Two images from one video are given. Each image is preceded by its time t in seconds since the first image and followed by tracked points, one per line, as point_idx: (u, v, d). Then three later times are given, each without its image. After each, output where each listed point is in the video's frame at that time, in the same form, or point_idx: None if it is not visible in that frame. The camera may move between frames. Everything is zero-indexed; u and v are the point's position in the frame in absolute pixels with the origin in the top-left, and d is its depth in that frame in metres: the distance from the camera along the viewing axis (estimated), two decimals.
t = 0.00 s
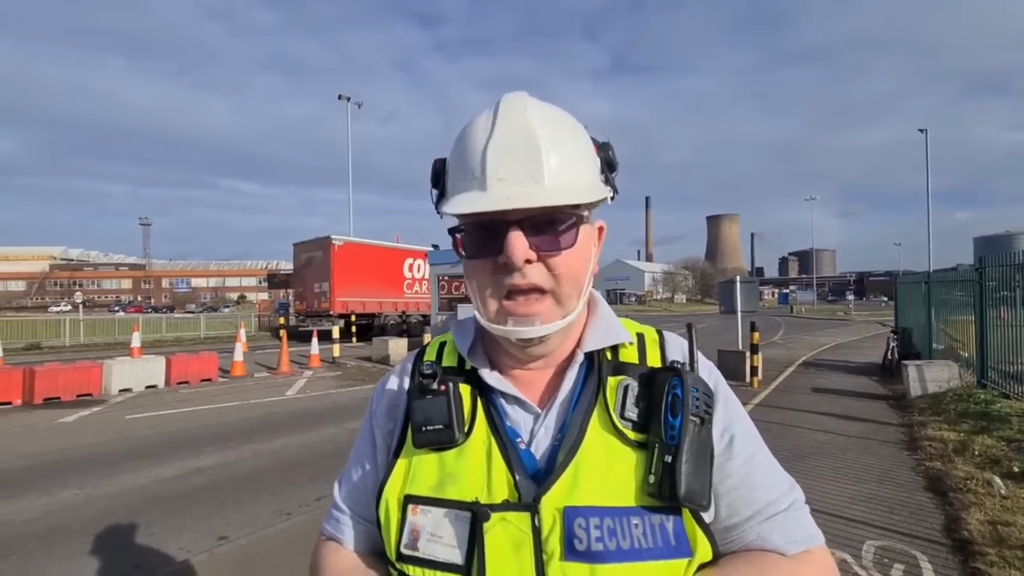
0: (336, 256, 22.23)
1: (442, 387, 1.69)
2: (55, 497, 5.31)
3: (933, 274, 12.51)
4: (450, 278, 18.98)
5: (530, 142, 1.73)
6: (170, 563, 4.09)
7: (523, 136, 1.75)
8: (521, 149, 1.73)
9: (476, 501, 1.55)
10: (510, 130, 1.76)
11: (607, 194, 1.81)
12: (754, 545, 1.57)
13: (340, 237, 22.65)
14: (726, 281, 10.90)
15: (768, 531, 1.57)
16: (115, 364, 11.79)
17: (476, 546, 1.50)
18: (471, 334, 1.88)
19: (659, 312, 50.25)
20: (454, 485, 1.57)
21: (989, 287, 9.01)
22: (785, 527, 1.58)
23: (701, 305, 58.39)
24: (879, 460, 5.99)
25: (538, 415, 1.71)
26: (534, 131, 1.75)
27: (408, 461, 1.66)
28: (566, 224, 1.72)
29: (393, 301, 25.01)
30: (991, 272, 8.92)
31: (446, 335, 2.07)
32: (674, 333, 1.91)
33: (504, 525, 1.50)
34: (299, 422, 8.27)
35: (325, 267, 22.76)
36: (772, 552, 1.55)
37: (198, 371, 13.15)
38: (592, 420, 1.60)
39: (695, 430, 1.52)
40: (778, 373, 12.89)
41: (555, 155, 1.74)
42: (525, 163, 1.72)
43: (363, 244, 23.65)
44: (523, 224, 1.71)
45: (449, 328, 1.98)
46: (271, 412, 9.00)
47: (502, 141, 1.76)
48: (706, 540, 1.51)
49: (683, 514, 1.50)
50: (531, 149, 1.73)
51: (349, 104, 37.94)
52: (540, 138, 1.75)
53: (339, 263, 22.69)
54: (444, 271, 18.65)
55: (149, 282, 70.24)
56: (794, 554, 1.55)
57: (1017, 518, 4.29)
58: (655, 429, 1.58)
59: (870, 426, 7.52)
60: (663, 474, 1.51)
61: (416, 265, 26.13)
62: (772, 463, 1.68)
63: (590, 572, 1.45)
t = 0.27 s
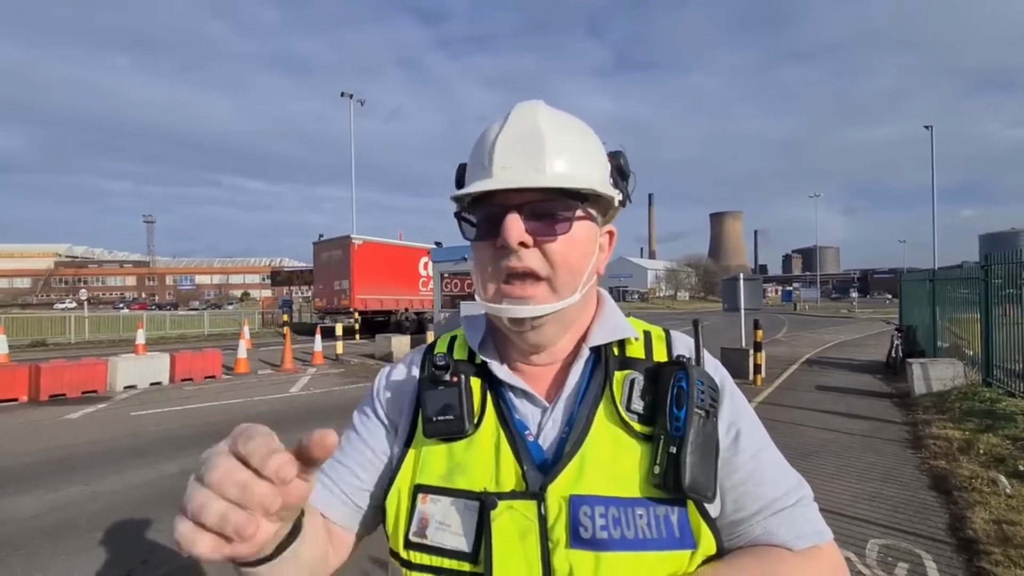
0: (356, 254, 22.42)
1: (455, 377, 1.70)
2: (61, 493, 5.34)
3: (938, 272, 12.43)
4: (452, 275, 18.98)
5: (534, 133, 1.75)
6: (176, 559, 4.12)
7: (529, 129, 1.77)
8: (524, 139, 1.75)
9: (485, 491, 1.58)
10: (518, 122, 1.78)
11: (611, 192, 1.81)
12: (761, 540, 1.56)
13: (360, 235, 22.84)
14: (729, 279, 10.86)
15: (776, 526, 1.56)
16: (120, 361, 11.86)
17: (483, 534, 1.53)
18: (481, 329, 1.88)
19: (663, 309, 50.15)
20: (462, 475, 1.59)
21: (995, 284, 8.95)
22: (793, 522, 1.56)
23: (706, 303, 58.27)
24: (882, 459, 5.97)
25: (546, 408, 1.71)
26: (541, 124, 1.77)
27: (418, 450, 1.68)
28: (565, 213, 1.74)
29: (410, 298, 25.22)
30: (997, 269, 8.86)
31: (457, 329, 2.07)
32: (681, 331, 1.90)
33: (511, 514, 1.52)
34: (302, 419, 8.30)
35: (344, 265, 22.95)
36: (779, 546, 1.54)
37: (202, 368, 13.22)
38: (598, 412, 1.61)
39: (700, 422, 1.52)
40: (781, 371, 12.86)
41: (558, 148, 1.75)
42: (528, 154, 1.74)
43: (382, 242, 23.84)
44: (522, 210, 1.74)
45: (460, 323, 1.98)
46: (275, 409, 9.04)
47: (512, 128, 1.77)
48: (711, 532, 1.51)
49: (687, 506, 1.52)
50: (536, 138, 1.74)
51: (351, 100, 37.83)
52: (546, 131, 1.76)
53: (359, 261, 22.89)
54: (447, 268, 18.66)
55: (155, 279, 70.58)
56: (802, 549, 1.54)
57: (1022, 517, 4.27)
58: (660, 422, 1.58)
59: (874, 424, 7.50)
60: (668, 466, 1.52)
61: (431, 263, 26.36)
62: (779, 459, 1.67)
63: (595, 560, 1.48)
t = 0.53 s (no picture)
0: (376, 255, 22.65)
1: (499, 367, 1.63)
2: (68, 492, 5.37)
3: (941, 271, 12.37)
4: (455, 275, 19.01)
5: (561, 135, 1.77)
6: (183, 558, 4.14)
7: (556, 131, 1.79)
8: (551, 139, 1.77)
9: (515, 484, 1.55)
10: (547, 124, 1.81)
11: (635, 198, 1.82)
12: (776, 544, 1.68)
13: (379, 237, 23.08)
14: (732, 279, 10.83)
15: (790, 532, 1.68)
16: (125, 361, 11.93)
17: (514, 526, 1.50)
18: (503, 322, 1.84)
19: (667, 309, 50.05)
20: (492, 466, 1.56)
21: (1000, 284, 8.90)
22: (805, 528, 1.69)
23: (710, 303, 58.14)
24: (887, 459, 5.95)
25: (572, 407, 1.69)
26: (569, 126, 1.79)
27: (443, 435, 1.61)
28: (588, 213, 1.75)
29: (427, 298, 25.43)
30: (1002, 269, 8.81)
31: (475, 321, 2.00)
32: (700, 341, 1.94)
33: (541, 508, 1.52)
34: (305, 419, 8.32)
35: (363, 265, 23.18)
36: (792, 550, 1.67)
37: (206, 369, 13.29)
38: (628, 414, 1.63)
39: (727, 430, 1.60)
40: (784, 371, 12.82)
41: (582, 149, 1.77)
42: (553, 153, 1.75)
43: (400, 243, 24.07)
44: (545, 206, 1.76)
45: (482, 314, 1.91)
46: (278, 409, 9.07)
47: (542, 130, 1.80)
48: (731, 535, 1.61)
49: (710, 510, 1.60)
50: (563, 139, 1.76)
51: (354, 100, 37.92)
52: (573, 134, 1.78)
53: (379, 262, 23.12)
54: (449, 268, 18.69)
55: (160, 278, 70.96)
56: (814, 554, 1.67)
57: None
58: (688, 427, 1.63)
59: (878, 425, 7.47)
60: (698, 469, 1.59)
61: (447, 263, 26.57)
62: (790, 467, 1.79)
63: (623, 558, 1.53)
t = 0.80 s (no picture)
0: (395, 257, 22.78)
1: (545, 364, 1.63)
2: (73, 493, 5.39)
3: (944, 272, 12.34)
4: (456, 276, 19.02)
5: (598, 142, 1.76)
6: (188, 559, 4.14)
7: (593, 136, 1.79)
8: (589, 145, 1.76)
9: (549, 486, 1.55)
10: (583, 129, 1.80)
11: (671, 204, 1.84)
12: (794, 556, 1.81)
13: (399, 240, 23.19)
14: (734, 280, 10.81)
15: (807, 544, 1.82)
16: (126, 361, 11.96)
17: (549, 528, 1.51)
18: (531, 319, 1.83)
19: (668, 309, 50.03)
20: (525, 464, 1.55)
21: (1002, 285, 8.88)
22: (819, 541, 1.84)
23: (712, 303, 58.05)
24: (890, 461, 5.94)
25: (603, 411, 1.72)
26: (606, 132, 1.79)
27: (474, 429, 1.58)
28: (623, 222, 1.76)
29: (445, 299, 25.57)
30: (1004, 270, 8.79)
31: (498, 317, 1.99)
32: (720, 355, 2.05)
33: (578, 512, 1.53)
34: (307, 419, 8.33)
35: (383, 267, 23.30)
36: (809, 561, 1.81)
37: (207, 369, 13.31)
38: (665, 425, 1.69)
39: (760, 444, 1.72)
40: (786, 372, 12.80)
41: (619, 157, 1.77)
42: (590, 162, 1.75)
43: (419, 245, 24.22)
44: (581, 214, 1.76)
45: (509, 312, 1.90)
46: (279, 409, 9.07)
47: (580, 135, 1.79)
48: (754, 547, 1.72)
49: (734, 524, 1.70)
50: (601, 147, 1.76)
51: (356, 100, 37.88)
52: (610, 140, 1.78)
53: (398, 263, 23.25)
54: (450, 269, 18.73)
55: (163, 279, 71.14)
56: (827, 566, 1.82)
57: None
58: (721, 440, 1.72)
59: (882, 426, 7.45)
60: (732, 482, 1.68)
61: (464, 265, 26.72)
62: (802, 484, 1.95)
63: (659, 567, 1.56)
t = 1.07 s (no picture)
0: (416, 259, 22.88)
1: (557, 375, 1.63)
2: (73, 495, 5.39)
3: (945, 274, 12.33)
4: (456, 277, 19.03)
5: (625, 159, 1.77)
6: (189, 562, 4.14)
7: (620, 152, 1.78)
8: (616, 162, 1.76)
9: (563, 500, 1.56)
10: (609, 143, 1.79)
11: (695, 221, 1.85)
12: (808, 568, 1.83)
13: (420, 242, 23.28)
14: (735, 281, 10.80)
15: (821, 557, 1.84)
16: (127, 363, 11.96)
17: (565, 544, 1.51)
18: (544, 329, 1.83)
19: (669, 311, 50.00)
20: (538, 477, 1.56)
21: (1004, 287, 8.86)
22: (832, 554, 1.86)
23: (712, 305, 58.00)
24: (893, 463, 5.92)
25: (617, 423, 1.74)
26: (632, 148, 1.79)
27: (483, 440, 1.59)
28: (649, 240, 1.76)
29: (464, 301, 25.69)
30: (1006, 272, 8.78)
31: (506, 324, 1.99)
32: (731, 363, 2.08)
33: (595, 528, 1.54)
34: (308, 421, 8.33)
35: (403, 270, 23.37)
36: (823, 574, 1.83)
37: (207, 371, 13.31)
38: (680, 438, 1.71)
39: (775, 456, 1.76)
40: (787, 374, 12.78)
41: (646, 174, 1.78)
42: (617, 178, 1.75)
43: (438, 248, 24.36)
44: (606, 231, 1.75)
45: (520, 321, 1.90)
46: (280, 411, 9.07)
47: (606, 151, 1.78)
48: (772, 560, 1.73)
49: (750, 539, 1.71)
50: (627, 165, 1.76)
51: (357, 102, 37.95)
52: (637, 156, 1.78)
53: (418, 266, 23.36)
54: (450, 270, 18.74)
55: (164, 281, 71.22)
56: None
57: None
58: (737, 452, 1.75)
59: (884, 428, 7.43)
60: (749, 495, 1.70)
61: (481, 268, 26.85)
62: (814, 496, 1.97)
63: None
